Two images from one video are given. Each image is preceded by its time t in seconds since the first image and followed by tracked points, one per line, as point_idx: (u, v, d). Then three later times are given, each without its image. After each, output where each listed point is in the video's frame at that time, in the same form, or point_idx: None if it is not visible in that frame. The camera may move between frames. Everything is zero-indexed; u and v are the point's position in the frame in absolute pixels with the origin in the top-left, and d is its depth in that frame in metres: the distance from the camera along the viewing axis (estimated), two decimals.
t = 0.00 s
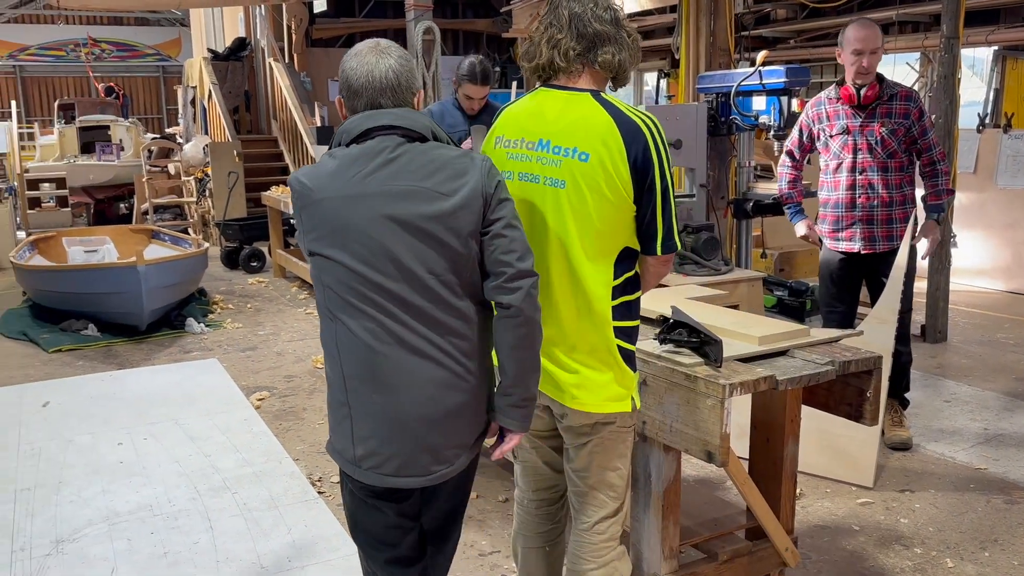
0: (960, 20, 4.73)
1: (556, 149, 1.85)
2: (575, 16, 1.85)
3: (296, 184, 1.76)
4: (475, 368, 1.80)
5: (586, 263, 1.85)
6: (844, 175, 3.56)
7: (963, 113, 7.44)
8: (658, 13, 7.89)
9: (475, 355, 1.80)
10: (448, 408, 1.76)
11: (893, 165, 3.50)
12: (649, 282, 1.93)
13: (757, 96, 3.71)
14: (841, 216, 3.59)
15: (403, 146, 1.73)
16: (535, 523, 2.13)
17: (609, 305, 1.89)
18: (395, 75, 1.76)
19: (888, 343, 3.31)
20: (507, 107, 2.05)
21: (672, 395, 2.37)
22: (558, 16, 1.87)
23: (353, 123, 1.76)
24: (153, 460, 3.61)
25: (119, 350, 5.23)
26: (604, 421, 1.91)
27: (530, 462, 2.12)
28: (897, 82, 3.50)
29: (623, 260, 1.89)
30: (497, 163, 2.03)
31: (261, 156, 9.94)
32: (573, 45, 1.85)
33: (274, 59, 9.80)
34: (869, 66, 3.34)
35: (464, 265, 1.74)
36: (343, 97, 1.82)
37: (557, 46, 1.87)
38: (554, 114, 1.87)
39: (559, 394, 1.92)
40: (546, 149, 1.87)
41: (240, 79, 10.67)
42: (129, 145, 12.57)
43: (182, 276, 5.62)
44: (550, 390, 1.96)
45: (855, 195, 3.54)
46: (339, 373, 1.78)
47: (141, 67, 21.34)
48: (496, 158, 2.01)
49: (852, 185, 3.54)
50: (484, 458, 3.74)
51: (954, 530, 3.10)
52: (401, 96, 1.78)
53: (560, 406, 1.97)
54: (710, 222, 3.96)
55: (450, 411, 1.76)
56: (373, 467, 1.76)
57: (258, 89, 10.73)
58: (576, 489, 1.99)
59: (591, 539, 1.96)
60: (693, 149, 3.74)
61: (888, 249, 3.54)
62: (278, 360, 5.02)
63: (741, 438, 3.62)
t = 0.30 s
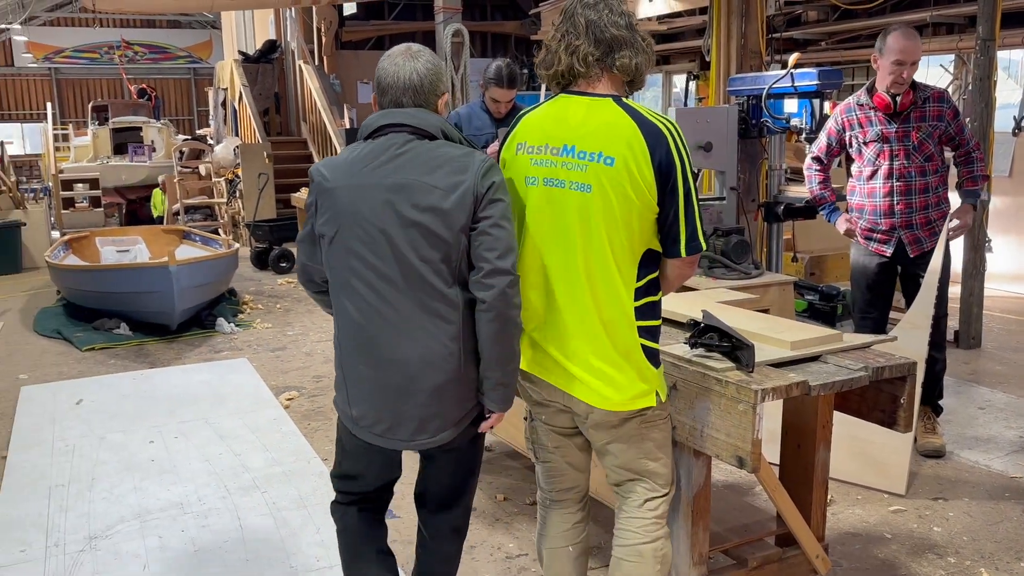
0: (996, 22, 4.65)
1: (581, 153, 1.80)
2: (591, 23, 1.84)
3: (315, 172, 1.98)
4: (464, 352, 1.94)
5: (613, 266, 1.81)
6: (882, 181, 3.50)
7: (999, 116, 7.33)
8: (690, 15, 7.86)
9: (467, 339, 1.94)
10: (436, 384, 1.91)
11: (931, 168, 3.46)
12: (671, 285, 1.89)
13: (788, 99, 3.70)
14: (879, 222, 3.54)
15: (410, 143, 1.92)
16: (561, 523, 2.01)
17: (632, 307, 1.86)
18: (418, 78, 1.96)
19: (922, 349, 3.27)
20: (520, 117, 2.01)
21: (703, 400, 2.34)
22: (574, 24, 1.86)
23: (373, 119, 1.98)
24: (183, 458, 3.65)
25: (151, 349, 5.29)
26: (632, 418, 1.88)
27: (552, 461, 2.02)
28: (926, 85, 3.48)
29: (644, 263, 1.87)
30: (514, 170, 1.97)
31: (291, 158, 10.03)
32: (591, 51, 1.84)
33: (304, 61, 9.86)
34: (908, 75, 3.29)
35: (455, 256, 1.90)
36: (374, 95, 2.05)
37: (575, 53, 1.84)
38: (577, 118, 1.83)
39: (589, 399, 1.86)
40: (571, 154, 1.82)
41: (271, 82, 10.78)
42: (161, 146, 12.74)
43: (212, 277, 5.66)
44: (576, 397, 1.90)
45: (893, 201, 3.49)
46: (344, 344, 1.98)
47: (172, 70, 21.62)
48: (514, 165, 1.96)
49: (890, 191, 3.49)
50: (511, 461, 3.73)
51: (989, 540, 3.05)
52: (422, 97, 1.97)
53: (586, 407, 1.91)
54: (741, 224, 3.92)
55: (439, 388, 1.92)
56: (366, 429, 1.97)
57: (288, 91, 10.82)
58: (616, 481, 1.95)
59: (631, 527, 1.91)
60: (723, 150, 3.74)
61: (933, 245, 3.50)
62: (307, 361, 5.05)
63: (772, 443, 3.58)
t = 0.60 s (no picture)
0: None
1: (625, 153, 1.71)
2: (629, 25, 1.76)
3: (326, 174, 2.21)
4: (450, 340, 2.11)
5: (656, 265, 1.73)
6: (911, 188, 3.45)
7: None
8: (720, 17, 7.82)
9: (453, 327, 2.12)
10: (421, 368, 2.10)
11: (960, 174, 3.42)
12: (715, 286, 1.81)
13: (819, 103, 3.68)
14: (909, 228, 3.49)
15: (405, 148, 2.11)
16: (591, 527, 1.96)
17: (675, 308, 1.78)
18: (405, 88, 2.16)
19: (955, 356, 3.22)
20: (556, 118, 1.93)
21: (733, 406, 2.30)
22: (611, 29, 1.78)
23: (377, 127, 2.18)
24: (212, 458, 3.67)
25: (181, 349, 5.34)
26: (672, 423, 1.79)
27: (584, 465, 1.95)
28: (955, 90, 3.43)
29: (685, 264, 1.80)
30: (553, 169, 1.88)
31: (319, 160, 10.11)
32: (629, 54, 1.76)
33: (333, 64, 9.91)
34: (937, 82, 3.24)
35: (440, 252, 2.07)
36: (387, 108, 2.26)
37: (613, 56, 1.77)
38: (621, 116, 1.74)
39: (630, 400, 1.77)
40: (614, 154, 1.73)
41: (300, 84, 10.87)
42: (191, 148, 12.91)
43: (241, 278, 5.71)
44: (616, 399, 1.81)
45: (923, 208, 3.44)
46: (349, 329, 2.21)
47: (203, 72, 21.87)
48: (553, 165, 1.87)
49: (920, 197, 3.43)
50: (538, 464, 3.73)
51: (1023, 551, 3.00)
52: (410, 103, 2.15)
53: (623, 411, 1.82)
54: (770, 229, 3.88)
55: (425, 372, 2.10)
56: (367, 405, 2.18)
57: (316, 94, 10.90)
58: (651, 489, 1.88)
59: (662, 536, 1.84)
60: (753, 154, 3.68)
61: (967, 246, 3.46)
62: (335, 362, 5.08)
63: (803, 450, 3.55)
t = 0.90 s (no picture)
0: None
1: (668, 154, 1.71)
2: (678, 27, 1.76)
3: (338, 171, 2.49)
4: (431, 317, 2.33)
5: (697, 267, 1.72)
6: (939, 193, 3.44)
7: None
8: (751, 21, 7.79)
9: (434, 306, 2.33)
10: (404, 343, 2.33)
11: (990, 181, 3.40)
12: (761, 291, 1.77)
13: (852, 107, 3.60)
14: (936, 234, 3.47)
15: (394, 144, 2.33)
16: (626, 534, 1.95)
17: (718, 312, 1.77)
18: (406, 90, 2.36)
19: (989, 364, 3.18)
20: (604, 120, 1.94)
21: (764, 412, 2.28)
22: (661, 31, 1.78)
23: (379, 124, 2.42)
24: (241, 458, 3.71)
25: (210, 350, 5.39)
26: (716, 430, 1.78)
27: (624, 470, 1.96)
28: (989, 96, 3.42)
29: (728, 268, 1.78)
30: (598, 170, 1.89)
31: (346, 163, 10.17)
32: (677, 55, 1.76)
33: (362, 68, 9.90)
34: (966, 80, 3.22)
35: (420, 238, 2.30)
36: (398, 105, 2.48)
37: (661, 57, 1.77)
38: (667, 118, 1.74)
39: (671, 404, 1.77)
40: (657, 156, 1.73)
41: (328, 88, 10.93)
42: (220, 151, 13.06)
43: (270, 280, 5.75)
44: (656, 402, 1.80)
45: (951, 213, 3.43)
46: (350, 307, 2.48)
47: (232, 76, 22.12)
48: (599, 166, 1.88)
49: (948, 203, 3.43)
50: (564, 469, 3.72)
51: None
52: (413, 105, 2.36)
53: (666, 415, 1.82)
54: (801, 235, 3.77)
55: (407, 346, 2.32)
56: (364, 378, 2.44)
57: (344, 97, 10.97)
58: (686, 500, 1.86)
59: (697, 544, 1.83)
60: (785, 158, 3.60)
61: (992, 256, 3.41)
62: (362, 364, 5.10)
63: (833, 458, 3.52)
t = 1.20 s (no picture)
0: None
1: (714, 155, 1.71)
2: (733, 28, 1.75)
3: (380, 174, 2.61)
4: (462, 315, 2.45)
5: (742, 272, 1.71)
6: (967, 196, 3.43)
7: None
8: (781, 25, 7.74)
9: (465, 305, 2.46)
10: (435, 338, 2.45)
11: (1020, 185, 3.36)
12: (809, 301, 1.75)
13: (881, 112, 3.53)
14: (963, 237, 3.45)
15: (438, 151, 2.45)
16: (657, 543, 1.95)
17: (760, 319, 1.76)
18: (457, 105, 2.50)
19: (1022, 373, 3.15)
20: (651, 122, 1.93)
21: (793, 418, 2.25)
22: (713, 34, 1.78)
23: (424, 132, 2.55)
24: (268, 459, 3.73)
25: (237, 351, 5.44)
26: (755, 440, 1.77)
27: (657, 479, 1.95)
28: None
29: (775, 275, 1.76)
30: (643, 170, 1.88)
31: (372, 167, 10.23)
32: (728, 57, 1.76)
33: (389, 72, 9.90)
34: (991, 76, 3.23)
35: (456, 240, 2.43)
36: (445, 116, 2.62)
37: (713, 57, 1.77)
38: (717, 120, 1.73)
39: (710, 410, 1.76)
40: (704, 156, 1.73)
41: (355, 92, 11.00)
42: (248, 153, 13.19)
43: (297, 282, 5.80)
44: (697, 408, 1.79)
45: (978, 216, 3.41)
46: (385, 302, 2.59)
47: (260, 79, 22.33)
48: (644, 166, 1.88)
49: (975, 206, 3.41)
50: (589, 473, 3.72)
51: None
52: (463, 119, 2.49)
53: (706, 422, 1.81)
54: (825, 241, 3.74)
55: (438, 341, 2.44)
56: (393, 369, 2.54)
57: (371, 101, 11.04)
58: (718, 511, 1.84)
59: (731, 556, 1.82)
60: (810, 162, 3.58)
61: (1018, 262, 3.37)
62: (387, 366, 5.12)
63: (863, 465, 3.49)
